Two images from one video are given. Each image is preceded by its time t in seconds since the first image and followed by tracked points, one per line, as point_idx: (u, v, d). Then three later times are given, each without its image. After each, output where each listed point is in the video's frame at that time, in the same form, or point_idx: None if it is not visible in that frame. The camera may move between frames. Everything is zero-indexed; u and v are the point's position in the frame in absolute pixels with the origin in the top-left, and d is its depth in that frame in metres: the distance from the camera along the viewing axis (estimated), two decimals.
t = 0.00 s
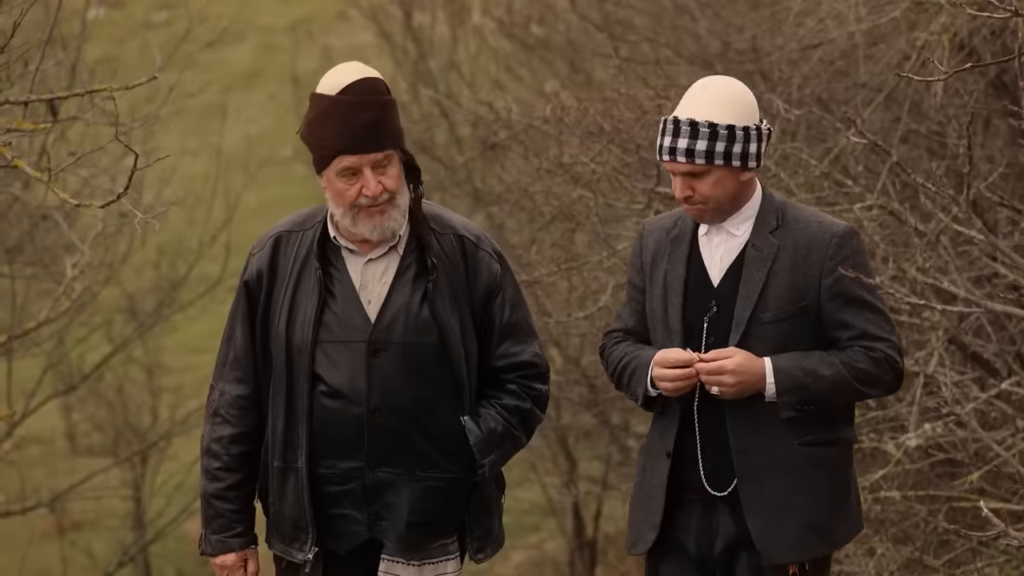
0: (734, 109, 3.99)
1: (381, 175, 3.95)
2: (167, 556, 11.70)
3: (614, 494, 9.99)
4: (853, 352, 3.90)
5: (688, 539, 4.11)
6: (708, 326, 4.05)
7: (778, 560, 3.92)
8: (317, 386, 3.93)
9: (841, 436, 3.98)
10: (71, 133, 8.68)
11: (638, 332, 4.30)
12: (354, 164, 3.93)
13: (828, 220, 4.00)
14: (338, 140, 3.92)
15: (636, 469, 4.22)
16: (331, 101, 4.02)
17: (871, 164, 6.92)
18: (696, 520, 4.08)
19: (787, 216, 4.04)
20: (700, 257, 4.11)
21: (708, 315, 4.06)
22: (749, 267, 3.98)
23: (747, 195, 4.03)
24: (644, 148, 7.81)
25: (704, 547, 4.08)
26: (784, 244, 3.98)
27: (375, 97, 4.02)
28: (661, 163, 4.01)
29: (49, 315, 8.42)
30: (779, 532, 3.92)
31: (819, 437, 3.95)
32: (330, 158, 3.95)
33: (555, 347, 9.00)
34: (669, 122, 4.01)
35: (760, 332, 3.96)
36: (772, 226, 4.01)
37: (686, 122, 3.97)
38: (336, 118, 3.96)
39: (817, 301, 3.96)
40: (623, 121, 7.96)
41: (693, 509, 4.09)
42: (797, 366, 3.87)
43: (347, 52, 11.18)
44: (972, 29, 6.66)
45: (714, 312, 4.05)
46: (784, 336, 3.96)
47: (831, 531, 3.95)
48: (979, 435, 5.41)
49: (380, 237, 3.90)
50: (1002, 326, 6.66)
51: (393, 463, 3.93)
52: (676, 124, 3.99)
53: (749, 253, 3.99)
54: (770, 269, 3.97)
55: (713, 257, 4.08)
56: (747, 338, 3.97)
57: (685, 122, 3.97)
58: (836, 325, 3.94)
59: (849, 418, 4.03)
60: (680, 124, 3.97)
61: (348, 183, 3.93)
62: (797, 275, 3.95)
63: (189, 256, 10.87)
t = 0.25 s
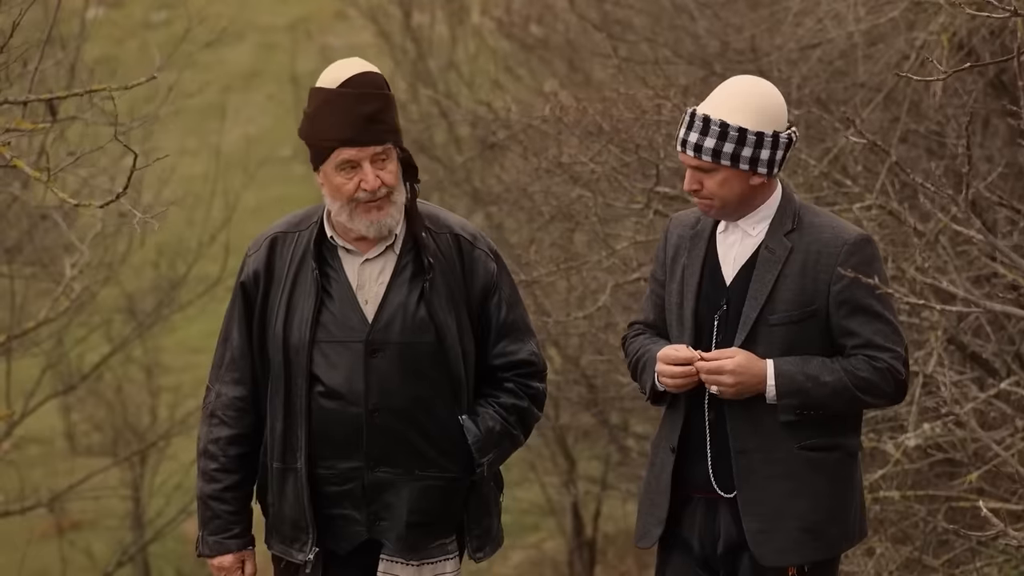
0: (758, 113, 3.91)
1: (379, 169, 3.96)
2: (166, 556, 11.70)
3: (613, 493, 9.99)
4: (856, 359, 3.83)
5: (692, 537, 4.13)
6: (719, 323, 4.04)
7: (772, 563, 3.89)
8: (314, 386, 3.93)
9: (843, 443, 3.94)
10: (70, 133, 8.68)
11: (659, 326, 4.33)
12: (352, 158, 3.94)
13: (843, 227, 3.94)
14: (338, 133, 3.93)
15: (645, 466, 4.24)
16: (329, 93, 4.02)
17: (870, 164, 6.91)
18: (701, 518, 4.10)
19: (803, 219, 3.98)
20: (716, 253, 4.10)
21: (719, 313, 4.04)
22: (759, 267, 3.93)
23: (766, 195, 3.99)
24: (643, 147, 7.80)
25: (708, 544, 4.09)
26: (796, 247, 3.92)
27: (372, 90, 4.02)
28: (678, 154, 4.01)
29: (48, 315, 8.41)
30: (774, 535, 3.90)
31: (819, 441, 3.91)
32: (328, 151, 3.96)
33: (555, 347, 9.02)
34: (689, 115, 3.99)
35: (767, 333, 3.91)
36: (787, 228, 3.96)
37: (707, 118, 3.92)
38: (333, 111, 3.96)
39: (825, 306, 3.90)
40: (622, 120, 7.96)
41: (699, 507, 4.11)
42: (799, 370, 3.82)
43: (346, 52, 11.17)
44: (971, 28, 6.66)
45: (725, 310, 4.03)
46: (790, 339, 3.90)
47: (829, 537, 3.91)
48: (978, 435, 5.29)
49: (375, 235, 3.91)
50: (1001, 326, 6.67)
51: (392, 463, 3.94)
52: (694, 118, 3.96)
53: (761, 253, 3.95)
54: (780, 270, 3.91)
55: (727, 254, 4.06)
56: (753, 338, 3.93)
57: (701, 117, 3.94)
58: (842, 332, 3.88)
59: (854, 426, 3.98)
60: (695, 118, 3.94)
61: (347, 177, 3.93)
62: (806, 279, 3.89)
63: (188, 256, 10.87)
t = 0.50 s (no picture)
0: (763, 116, 3.89)
1: (380, 160, 3.97)
2: (164, 556, 11.70)
3: (611, 492, 9.99)
4: (849, 364, 3.79)
5: (692, 535, 4.16)
6: (720, 323, 4.05)
7: (762, 564, 3.89)
8: (312, 385, 3.92)
9: (840, 449, 3.90)
10: (68, 133, 8.68)
11: (673, 323, 4.36)
12: (353, 146, 3.94)
13: (845, 231, 3.90)
14: (337, 123, 3.92)
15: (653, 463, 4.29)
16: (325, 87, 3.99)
17: (868, 163, 6.92)
18: (699, 518, 4.13)
19: (807, 222, 3.95)
20: (722, 252, 4.11)
21: (721, 312, 4.05)
22: (760, 268, 3.92)
23: (773, 196, 3.98)
24: (641, 147, 7.80)
25: (707, 544, 4.12)
26: (796, 250, 3.90)
27: (371, 82, 4.00)
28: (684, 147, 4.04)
29: (46, 314, 8.41)
30: (764, 537, 3.90)
31: (814, 445, 3.88)
32: (328, 141, 3.96)
33: (552, 346, 9.03)
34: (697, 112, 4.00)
35: (763, 335, 3.90)
36: (790, 231, 3.93)
37: (712, 116, 3.93)
38: (332, 103, 3.95)
39: (822, 311, 3.87)
40: (620, 120, 7.96)
41: (698, 506, 4.14)
42: (791, 373, 3.80)
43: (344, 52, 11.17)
44: (969, 27, 6.66)
45: (727, 309, 4.04)
46: (786, 341, 3.89)
47: (822, 541, 3.88)
48: (975, 433, 5.32)
49: (374, 227, 3.90)
50: (1000, 325, 6.67)
51: (390, 462, 3.94)
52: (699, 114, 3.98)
53: (763, 254, 3.93)
54: (780, 272, 3.90)
55: (732, 254, 4.06)
56: (750, 338, 3.92)
57: (704, 114, 3.95)
58: (838, 336, 3.84)
59: (854, 433, 3.94)
60: (699, 114, 3.96)
61: (348, 168, 3.93)
62: (804, 281, 3.87)
63: (187, 255, 10.87)
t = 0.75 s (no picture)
0: (765, 118, 3.89)
1: (378, 158, 3.97)
2: (164, 557, 11.70)
3: (610, 493, 9.99)
4: (847, 368, 3.78)
5: (695, 537, 4.16)
6: (725, 325, 4.05)
7: (762, 566, 3.90)
8: (311, 386, 3.92)
9: (840, 452, 3.89)
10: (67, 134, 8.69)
11: (686, 326, 4.37)
12: (352, 145, 3.94)
13: (848, 233, 3.89)
14: (336, 120, 3.92)
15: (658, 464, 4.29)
16: (326, 85, 3.98)
17: (867, 164, 6.91)
18: (703, 520, 4.13)
19: (811, 224, 3.94)
20: (728, 255, 4.11)
21: (725, 314, 4.05)
22: (763, 270, 3.92)
23: (778, 198, 3.98)
24: (639, 148, 7.80)
25: (710, 545, 4.12)
26: (798, 252, 3.90)
27: (368, 80, 4.00)
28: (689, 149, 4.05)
29: (45, 315, 8.41)
30: (764, 538, 3.90)
31: (813, 448, 3.88)
32: (327, 140, 3.96)
33: (552, 347, 9.03)
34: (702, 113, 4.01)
35: (764, 337, 3.91)
36: (793, 233, 3.92)
37: (715, 117, 3.94)
38: (332, 101, 3.95)
39: (823, 314, 3.86)
40: (619, 121, 7.96)
41: (703, 508, 4.14)
42: (790, 375, 3.80)
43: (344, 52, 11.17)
44: (968, 28, 6.65)
45: (731, 312, 4.04)
46: (787, 344, 3.89)
47: (822, 543, 3.87)
48: (975, 436, 5.30)
49: (372, 227, 3.90)
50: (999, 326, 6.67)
51: (390, 462, 3.94)
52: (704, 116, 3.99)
53: (766, 256, 3.93)
54: (782, 274, 3.90)
55: (737, 257, 4.07)
56: (751, 341, 3.93)
57: (707, 116, 3.96)
58: (837, 339, 3.83)
59: (856, 436, 3.92)
60: (703, 116, 3.97)
61: (345, 166, 3.93)
62: (805, 284, 3.87)
63: (186, 256, 10.86)
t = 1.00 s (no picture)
0: (772, 117, 3.89)
1: (376, 165, 3.95)
2: (163, 557, 11.69)
3: (609, 493, 9.99)
4: (851, 368, 3.77)
5: (698, 537, 4.17)
6: (731, 326, 4.06)
7: (763, 567, 3.90)
8: (311, 386, 3.92)
9: (843, 453, 3.88)
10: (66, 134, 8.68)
11: (695, 326, 4.36)
12: (349, 152, 3.92)
13: (853, 235, 3.89)
14: (335, 127, 3.91)
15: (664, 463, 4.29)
16: (330, 88, 3.98)
17: (866, 165, 6.92)
18: (707, 519, 4.14)
19: (817, 225, 3.94)
20: (735, 255, 4.12)
21: (732, 315, 4.05)
22: (768, 271, 3.92)
23: (786, 199, 3.97)
24: (639, 148, 7.81)
25: (713, 545, 4.13)
26: (803, 252, 3.90)
27: (372, 84, 3.99)
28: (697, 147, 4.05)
29: (45, 316, 8.41)
30: (765, 539, 3.90)
31: (816, 449, 3.87)
32: (325, 145, 3.94)
33: (551, 347, 9.03)
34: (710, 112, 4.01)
35: (768, 338, 3.91)
36: (799, 234, 3.92)
37: (722, 116, 3.94)
38: (334, 104, 3.94)
39: (827, 314, 3.86)
40: (619, 121, 7.96)
41: (706, 508, 4.14)
42: (793, 376, 3.80)
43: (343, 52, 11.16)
44: (967, 29, 6.65)
45: (737, 312, 4.04)
46: (791, 345, 3.89)
47: (823, 544, 3.87)
48: (975, 436, 5.29)
49: (370, 232, 3.91)
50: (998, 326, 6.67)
51: (389, 462, 3.94)
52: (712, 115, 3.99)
53: (771, 257, 3.93)
54: (787, 275, 3.89)
55: (744, 257, 4.07)
56: (756, 341, 3.93)
57: (715, 115, 3.96)
58: (841, 340, 3.83)
59: (859, 437, 3.91)
60: (710, 115, 3.97)
61: (343, 172, 3.92)
62: (809, 285, 3.87)
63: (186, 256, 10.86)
